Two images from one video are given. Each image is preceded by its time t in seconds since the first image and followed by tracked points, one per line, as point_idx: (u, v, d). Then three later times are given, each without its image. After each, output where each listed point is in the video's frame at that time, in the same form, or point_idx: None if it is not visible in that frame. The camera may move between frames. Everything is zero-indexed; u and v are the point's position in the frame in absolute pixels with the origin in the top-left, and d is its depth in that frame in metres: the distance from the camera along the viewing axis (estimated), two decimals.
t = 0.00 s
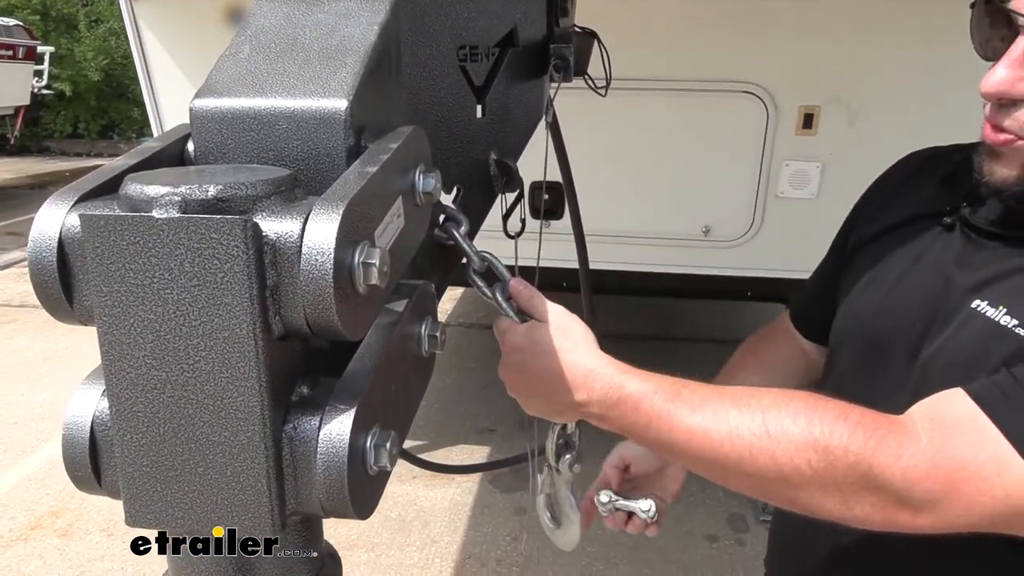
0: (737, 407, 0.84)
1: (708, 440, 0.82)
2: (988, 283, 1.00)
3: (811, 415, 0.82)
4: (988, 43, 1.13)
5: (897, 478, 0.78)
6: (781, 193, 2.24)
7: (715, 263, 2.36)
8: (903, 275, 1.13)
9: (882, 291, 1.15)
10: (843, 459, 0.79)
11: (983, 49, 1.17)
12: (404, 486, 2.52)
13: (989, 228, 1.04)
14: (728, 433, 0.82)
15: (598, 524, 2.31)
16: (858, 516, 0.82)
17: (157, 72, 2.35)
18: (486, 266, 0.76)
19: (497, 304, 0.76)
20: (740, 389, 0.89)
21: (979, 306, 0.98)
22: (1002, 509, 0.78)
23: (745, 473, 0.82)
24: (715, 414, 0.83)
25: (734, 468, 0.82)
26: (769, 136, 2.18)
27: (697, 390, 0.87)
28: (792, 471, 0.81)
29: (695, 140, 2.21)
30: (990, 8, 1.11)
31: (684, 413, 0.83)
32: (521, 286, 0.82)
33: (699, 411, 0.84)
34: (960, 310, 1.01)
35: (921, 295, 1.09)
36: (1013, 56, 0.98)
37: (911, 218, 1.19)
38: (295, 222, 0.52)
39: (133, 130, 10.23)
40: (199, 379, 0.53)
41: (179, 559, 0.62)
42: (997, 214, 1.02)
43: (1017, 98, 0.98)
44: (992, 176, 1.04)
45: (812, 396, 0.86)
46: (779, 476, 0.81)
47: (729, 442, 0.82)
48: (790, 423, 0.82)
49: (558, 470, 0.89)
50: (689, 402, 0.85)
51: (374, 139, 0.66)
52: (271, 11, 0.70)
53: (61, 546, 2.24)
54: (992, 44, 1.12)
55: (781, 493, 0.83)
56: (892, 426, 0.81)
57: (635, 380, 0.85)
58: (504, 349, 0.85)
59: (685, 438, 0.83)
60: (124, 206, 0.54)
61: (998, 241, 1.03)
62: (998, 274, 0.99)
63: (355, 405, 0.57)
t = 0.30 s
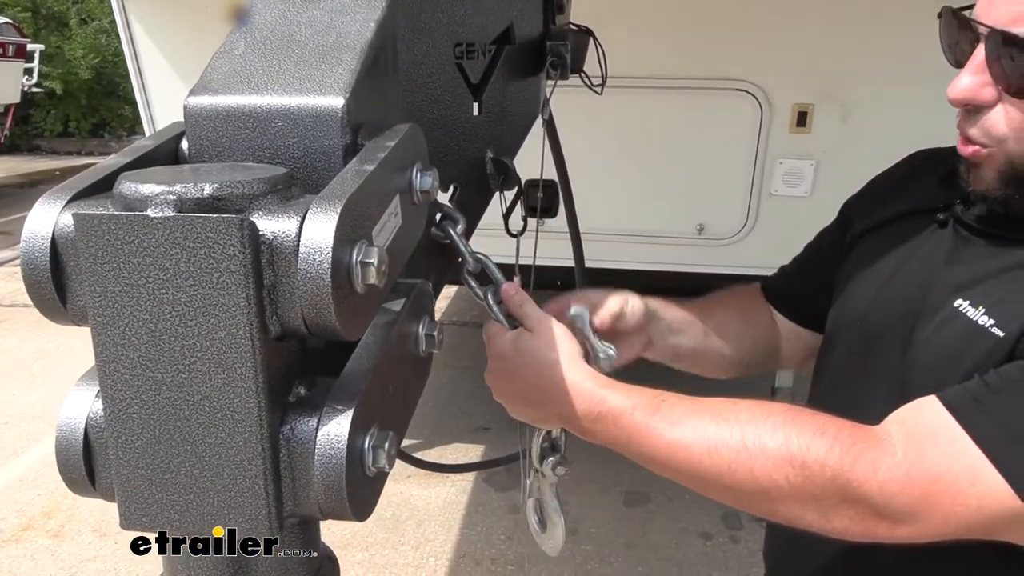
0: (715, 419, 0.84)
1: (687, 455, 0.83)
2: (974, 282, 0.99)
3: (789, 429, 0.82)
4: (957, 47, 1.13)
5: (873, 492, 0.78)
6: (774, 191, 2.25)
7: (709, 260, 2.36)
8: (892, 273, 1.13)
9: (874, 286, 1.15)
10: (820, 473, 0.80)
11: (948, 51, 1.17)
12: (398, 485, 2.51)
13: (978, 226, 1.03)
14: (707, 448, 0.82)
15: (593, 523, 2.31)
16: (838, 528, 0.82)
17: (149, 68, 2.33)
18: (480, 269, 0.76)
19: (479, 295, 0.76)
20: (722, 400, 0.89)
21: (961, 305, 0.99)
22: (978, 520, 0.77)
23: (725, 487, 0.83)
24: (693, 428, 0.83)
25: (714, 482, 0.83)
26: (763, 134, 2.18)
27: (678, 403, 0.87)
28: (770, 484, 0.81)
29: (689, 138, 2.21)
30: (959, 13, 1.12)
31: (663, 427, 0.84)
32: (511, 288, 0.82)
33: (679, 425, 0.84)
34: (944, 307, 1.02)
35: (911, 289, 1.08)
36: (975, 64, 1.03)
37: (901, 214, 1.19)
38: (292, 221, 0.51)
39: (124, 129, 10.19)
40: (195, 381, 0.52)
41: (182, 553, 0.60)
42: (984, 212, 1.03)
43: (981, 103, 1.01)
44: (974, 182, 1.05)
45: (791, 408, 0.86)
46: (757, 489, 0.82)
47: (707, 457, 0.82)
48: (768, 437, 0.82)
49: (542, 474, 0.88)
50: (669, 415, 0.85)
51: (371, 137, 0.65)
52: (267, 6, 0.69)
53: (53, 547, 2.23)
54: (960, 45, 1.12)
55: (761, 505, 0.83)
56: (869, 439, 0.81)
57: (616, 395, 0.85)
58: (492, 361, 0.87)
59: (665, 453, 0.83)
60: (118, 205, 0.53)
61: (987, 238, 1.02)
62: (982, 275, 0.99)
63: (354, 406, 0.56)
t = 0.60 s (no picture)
0: (729, 417, 0.83)
1: (702, 454, 0.82)
2: (977, 284, 1.00)
3: (806, 425, 0.81)
4: (974, 44, 1.12)
5: (892, 489, 0.77)
6: (769, 191, 2.24)
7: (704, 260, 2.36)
8: (907, 260, 1.11)
9: (881, 281, 1.12)
10: (838, 470, 0.79)
11: (966, 50, 1.16)
12: (392, 485, 2.50)
13: (985, 228, 1.04)
14: (722, 446, 0.82)
15: (587, 523, 2.30)
16: (856, 525, 0.82)
17: (139, 65, 2.34)
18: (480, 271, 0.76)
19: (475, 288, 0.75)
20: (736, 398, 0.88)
21: (972, 305, 0.98)
22: (999, 516, 0.76)
23: (741, 486, 0.82)
24: (708, 426, 0.83)
25: (730, 481, 0.82)
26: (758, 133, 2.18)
27: (692, 401, 0.86)
28: (787, 482, 0.80)
29: (684, 138, 2.20)
30: (977, 12, 1.11)
31: (677, 426, 0.83)
32: (515, 290, 0.83)
33: (692, 423, 0.83)
34: (952, 308, 1.01)
35: (917, 289, 1.07)
36: (998, 66, 1.00)
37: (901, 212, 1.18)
38: (291, 223, 0.50)
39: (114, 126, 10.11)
40: (193, 387, 0.51)
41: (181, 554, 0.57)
42: (990, 212, 1.03)
43: (1005, 105, 0.98)
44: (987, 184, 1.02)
45: (807, 405, 0.85)
46: (774, 488, 0.81)
47: (723, 456, 0.81)
48: (784, 434, 0.81)
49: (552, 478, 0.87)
50: (683, 414, 0.84)
51: (371, 136, 0.64)
52: (263, 3, 0.68)
53: (42, 549, 2.20)
54: (977, 45, 1.11)
55: (777, 504, 0.82)
56: (887, 435, 0.79)
57: (628, 394, 0.85)
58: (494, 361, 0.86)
59: (679, 452, 0.83)
60: (113, 206, 0.51)
61: (990, 242, 1.03)
62: (992, 274, 0.99)
63: (354, 411, 0.55)
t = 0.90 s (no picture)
0: (746, 416, 0.83)
1: (718, 454, 0.81)
2: (998, 284, 0.98)
3: (823, 426, 0.80)
4: (1017, 44, 1.11)
5: (912, 492, 0.76)
6: (765, 190, 2.24)
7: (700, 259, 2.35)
8: (924, 258, 1.09)
9: (893, 281, 1.11)
10: (856, 471, 0.78)
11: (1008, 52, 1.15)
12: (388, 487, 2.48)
13: (1008, 227, 1.02)
14: (739, 445, 0.81)
15: (585, 524, 2.29)
16: (872, 529, 0.80)
17: (130, 66, 2.32)
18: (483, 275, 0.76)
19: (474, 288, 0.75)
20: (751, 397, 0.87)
21: (994, 306, 0.97)
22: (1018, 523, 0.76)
23: (756, 487, 0.81)
24: (724, 425, 0.82)
25: (744, 482, 0.81)
26: (753, 132, 2.18)
27: (707, 400, 0.85)
28: (804, 484, 0.79)
29: (680, 137, 2.20)
30: None
31: (692, 424, 0.82)
32: (521, 293, 0.84)
33: (708, 421, 0.83)
34: (970, 310, 1.00)
35: (930, 290, 1.06)
36: None
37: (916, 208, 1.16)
38: (289, 230, 0.49)
39: (106, 127, 10.08)
40: (189, 398, 0.50)
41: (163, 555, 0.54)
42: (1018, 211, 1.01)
43: None
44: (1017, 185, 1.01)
45: (825, 406, 0.84)
46: (789, 489, 0.80)
47: (738, 455, 0.80)
48: (802, 433, 0.80)
49: (550, 484, 0.86)
50: (698, 412, 0.83)
51: (369, 139, 0.63)
52: (257, 5, 0.66)
53: (37, 555, 2.18)
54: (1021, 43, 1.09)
55: (792, 506, 0.81)
56: (907, 436, 0.78)
57: (642, 392, 0.84)
58: (500, 358, 0.85)
59: (693, 452, 0.81)
60: (106, 214, 0.50)
61: (1012, 242, 1.01)
62: (1012, 274, 0.98)
63: (355, 421, 0.54)
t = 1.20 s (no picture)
0: (755, 417, 0.82)
1: (725, 454, 0.81)
2: (1016, 287, 0.97)
3: (832, 427, 0.80)
4: None
5: (922, 492, 0.75)
6: (760, 191, 2.24)
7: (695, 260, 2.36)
8: (940, 260, 1.08)
9: (909, 284, 1.10)
10: (865, 472, 0.77)
11: None
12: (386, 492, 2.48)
13: None
14: (746, 446, 0.80)
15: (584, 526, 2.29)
16: (883, 530, 0.80)
17: (124, 73, 2.32)
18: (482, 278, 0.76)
19: (471, 287, 0.75)
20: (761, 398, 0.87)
21: (1011, 310, 0.95)
22: None
23: (764, 487, 0.80)
24: (732, 425, 0.82)
25: (752, 482, 0.81)
26: (747, 133, 2.18)
27: (715, 401, 0.85)
28: (812, 484, 0.79)
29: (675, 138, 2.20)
30: None
31: (699, 424, 0.82)
32: (524, 295, 0.86)
33: (715, 422, 0.82)
34: (987, 313, 0.98)
35: (947, 294, 1.05)
36: None
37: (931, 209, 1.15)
38: (287, 238, 0.48)
39: (99, 133, 10.05)
40: (186, 408, 0.49)
41: (159, 556, 0.53)
42: None
43: None
44: None
45: (834, 406, 0.84)
46: (797, 489, 0.79)
47: (746, 456, 0.80)
48: (810, 434, 0.80)
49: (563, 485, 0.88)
50: (705, 413, 0.83)
51: (365, 145, 0.63)
52: (251, 10, 0.66)
53: (32, 564, 2.17)
54: None
55: (801, 507, 0.81)
56: (919, 437, 0.78)
57: (648, 393, 0.84)
58: (505, 361, 0.87)
59: (699, 452, 0.81)
60: (101, 223, 0.50)
61: None
62: None
63: (355, 429, 0.53)
